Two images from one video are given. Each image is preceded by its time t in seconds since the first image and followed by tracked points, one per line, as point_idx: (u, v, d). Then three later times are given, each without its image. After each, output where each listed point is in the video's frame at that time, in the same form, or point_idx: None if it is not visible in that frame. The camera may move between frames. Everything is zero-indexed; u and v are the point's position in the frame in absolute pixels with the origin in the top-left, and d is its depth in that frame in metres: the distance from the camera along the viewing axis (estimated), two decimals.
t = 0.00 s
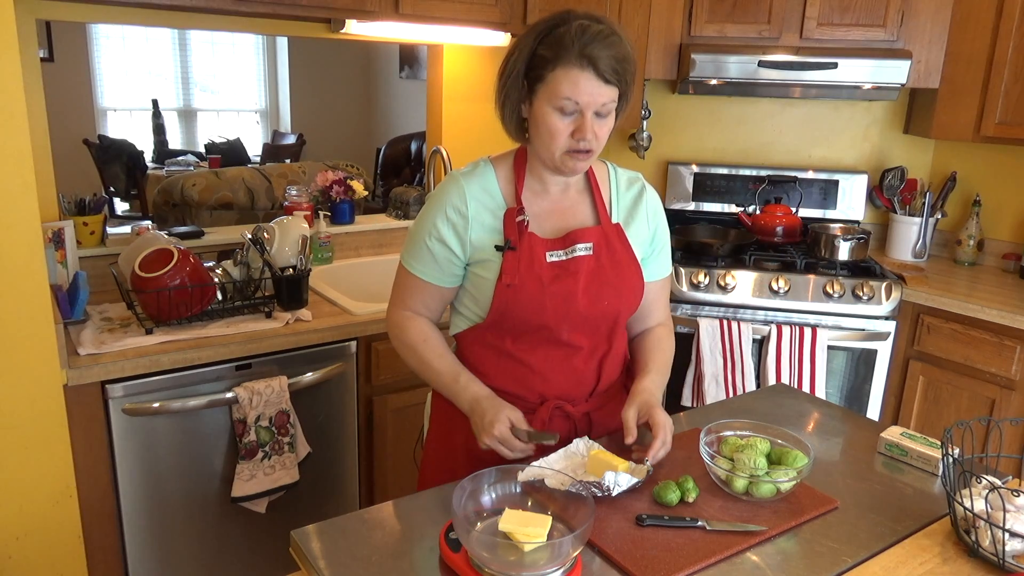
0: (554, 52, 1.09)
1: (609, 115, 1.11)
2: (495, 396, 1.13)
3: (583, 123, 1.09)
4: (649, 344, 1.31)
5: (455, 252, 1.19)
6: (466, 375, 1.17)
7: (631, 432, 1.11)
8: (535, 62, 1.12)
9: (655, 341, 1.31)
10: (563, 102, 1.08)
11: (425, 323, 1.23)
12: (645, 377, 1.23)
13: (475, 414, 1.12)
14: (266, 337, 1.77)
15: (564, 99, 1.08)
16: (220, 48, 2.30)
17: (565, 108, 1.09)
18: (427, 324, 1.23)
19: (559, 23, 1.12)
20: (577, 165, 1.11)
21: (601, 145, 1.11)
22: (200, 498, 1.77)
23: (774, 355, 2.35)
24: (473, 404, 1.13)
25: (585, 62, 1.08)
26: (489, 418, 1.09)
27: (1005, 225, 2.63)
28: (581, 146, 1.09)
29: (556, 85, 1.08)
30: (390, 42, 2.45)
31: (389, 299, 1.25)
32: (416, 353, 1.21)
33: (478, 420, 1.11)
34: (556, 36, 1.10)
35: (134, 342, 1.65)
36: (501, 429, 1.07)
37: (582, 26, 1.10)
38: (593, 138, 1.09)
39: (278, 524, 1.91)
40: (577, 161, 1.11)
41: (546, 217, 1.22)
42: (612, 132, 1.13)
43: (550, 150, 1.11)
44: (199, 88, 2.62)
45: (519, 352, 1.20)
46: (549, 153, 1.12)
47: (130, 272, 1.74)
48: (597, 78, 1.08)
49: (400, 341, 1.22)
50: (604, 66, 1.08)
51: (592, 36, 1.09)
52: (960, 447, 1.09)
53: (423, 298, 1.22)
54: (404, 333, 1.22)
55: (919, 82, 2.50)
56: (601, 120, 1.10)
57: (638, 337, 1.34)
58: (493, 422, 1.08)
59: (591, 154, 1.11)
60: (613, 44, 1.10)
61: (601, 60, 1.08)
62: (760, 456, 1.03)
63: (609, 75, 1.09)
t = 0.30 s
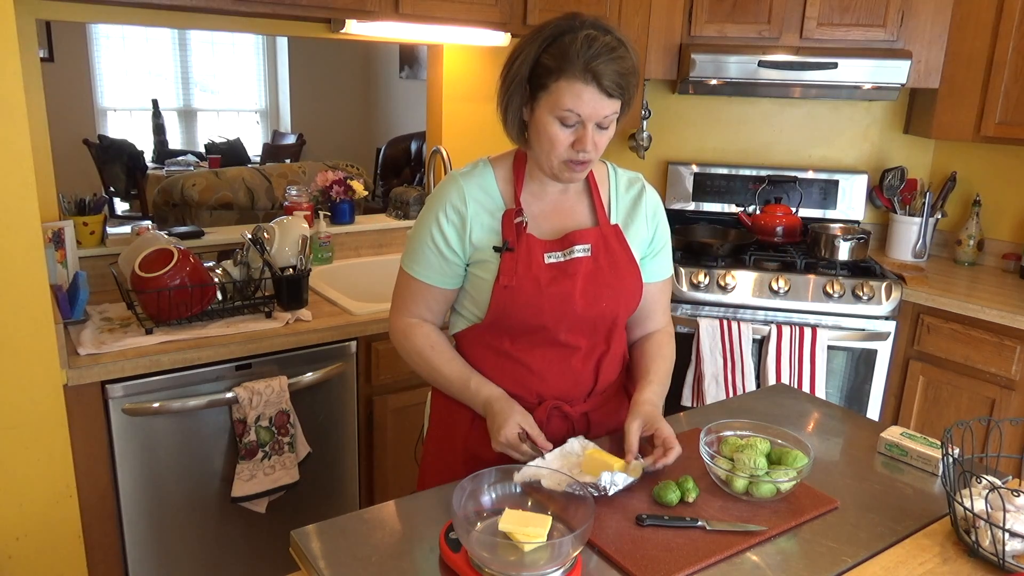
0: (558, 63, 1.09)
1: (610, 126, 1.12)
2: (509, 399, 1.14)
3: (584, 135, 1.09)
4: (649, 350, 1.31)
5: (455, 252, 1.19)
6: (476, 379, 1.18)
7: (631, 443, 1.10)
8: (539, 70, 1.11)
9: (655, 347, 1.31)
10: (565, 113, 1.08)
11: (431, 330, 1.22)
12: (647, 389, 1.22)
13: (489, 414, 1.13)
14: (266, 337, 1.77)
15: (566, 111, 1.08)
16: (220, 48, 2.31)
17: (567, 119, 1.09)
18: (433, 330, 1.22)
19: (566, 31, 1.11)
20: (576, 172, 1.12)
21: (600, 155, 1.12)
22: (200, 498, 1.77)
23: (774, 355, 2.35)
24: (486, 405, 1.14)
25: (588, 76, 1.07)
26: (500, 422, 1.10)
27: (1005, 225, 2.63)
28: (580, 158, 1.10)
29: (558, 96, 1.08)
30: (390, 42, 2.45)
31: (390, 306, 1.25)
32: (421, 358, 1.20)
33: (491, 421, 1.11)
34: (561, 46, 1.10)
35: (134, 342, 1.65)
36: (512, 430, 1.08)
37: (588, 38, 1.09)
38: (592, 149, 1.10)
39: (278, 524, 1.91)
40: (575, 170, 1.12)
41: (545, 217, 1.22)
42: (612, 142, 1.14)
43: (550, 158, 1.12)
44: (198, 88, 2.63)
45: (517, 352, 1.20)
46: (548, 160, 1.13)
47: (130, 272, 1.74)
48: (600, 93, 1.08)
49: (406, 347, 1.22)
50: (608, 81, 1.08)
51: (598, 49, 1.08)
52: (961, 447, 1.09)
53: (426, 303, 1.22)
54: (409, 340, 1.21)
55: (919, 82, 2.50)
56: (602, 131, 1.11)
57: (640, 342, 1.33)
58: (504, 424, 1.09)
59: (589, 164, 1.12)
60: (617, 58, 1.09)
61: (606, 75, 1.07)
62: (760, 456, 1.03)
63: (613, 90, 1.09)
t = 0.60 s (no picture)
0: (559, 64, 1.09)
1: (612, 127, 1.11)
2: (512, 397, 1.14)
3: (586, 136, 1.09)
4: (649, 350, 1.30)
5: (459, 251, 1.19)
6: (480, 379, 1.17)
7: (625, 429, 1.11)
8: (540, 71, 1.12)
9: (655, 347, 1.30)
10: (566, 114, 1.08)
11: (434, 330, 1.22)
12: (645, 384, 1.22)
13: (493, 414, 1.13)
14: (266, 337, 1.77)
15: (567, 112, 1.08)
16: (220, 47, 2.28)
17: (568, 120, 1.09)
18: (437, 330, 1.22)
19: (566, 32, 1.11)
20: (578, 174, 1.12)
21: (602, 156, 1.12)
22: (200, 497, 1.77)
23: (774, 355, 2.35)
24: (490, 405, 1.14)
25: (589, 77, 1.07)
26: (501, 421, 1.09)
27: (1005, 225, 2.63)
28: (582, 159, 1.10)
29: (560, 98, 1.08)
30: (390, 42, 2.44)
31: (393, 307, 1.24)
32: (425, 358, 1.20)
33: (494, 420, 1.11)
34: (562, 46, 1.10)
35: (134, 342, 1.65)
36: (512, 432, 1.07)
37: (589, 38, 1.09)
38: (595, 150, 1.10)
39: (278, 524, 1.91)
40: (577, 172, 1.12)
41: (548, 218, 1.22)
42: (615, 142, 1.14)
43: (552, 159, 1.12)
44: (199, 87, 2.68)
45: (520, 352, 1.20)
46: (551, 162, 1.13)
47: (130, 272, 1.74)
48: (601, 94, 1.08)
49: (409, 348, 1.21)
50: (609, 82, 1.07)
51: (598, 50, 1.08)
52: (961, 447, 1.09)
53: (429, 303, 1.22)
54: (413, 340, 1.21)
55: (919, 82, 2.50)
56: (604, 133, 1.11)
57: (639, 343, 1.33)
58: (505, 424, 1.08)
59: (592, 165, 1.12)
60: (618, 58, 1.09)
61: (606, 76, 1.07)
62: (760, 456, 1.03)
63: (614, 91, 1.08)
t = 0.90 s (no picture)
0: (556, 58, 1.09)
1: (611, 121, 1.11)
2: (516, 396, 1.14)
3: (584, 129, 1.08)
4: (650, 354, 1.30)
5: (461, 250, 1.19)
6: (485, 379, 1.17)
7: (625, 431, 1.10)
8: (538, 67, 1.12)
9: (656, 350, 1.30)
10: (563, 108, 1.08)
11: (437, 329, 1.22)
12: (646, 387, 1.22)
13: (498, 412, 1.12)
14: (266, 337, 1.77)
15: (564, 105, 1.08)
16: (220, 48, 2.30)
17: (566, 114, 1.09)
18: (439, 329, 1.22)
19: (563, 28, 1.11)
20: (578, 169, 1.11)
21: (602, 151, 1.11)
22: (200, 497, 1.77)
23: (774, 355, 2.35)
24: (496, 403, 1.13)
25: (584, 69, 1.07)
26: (508, 419, 1.08)
27: (1005, 226, 2.63)
28: (581, 153, 1.09)
29: (557, 91, 1.08)
30: (390, 41, 2.43)
31: (395, 306, 1.24)
32: (427, 357, 1.20)
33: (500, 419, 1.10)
34: (559, 41, 1.10)
35: (133, 342, 1.65)
36: (517, 430, 1.06)
37: (585, 32, 1.09)
38: (593, 144, 1.09)
39: (277, 524, 1.91)
40: (577, 167, 1.11)
41: (551, 217, 1.21)
42: (614, 137, 1.13)
43: (552, 155, 1.11)
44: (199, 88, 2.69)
45: (521, 352, 1.20)
46: (551, 158, 1.12)
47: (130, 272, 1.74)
48: (598, 87, 1.07)
49: (411, 346, 1.21)
50: (605, 75, 1.07)
51: (594, 43, 1.08)
52: (961, 447, 1.09)
53: (431, 302, 1.22)
54: (415, 339, 1.21)
55: (919, 83, 2.50)
56: (603, 127, 1.10)
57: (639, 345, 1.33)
58: (511, 422, 1.07)
59: (592, 160, 1.11)
60: (615, 52, 1.09)
61: (602, 68, 1.07)
62: (760, 456, 1.03)
63: (611, 84, 1.08)
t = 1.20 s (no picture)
0: (549, 54, 1.10)
1: (607, 116, 1.10)
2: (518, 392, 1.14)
3: (578, 124, 1.08)
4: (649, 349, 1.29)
5: (462, 250, 1.19)
6: (485, 375, 1.16)
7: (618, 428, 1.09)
8: (533, 64, 1.13)
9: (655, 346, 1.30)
10: (557, 103, 1.08)
11: (437, 328, 1.22)
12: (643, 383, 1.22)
13: (499, 409, 1.11)
14: (266, 337, 1.77)
15: (557, 100, 1.08)
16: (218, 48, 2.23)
17: (560, 109, 1.09)
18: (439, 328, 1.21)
19: (556, 24, 1.12)
20: (575, 165, 1.10)
21: (598, 147, 1.10)
22: (200, 497, 1.77)
23: (774, 355, 2.35)
24: (496, 400, 1.13)
25: (576, 63, 1.07)
26: (508, 415, 1.07)
27: (1005, 225, 2.63)
28: (576, 148, 1.09)
29: (550, 87, 1.08)
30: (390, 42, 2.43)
31: (395, 305, 1.24)
32: (428, 356, 1.19)
33: (500, 416, 1.09)
34: (551, 38, 1.10)
35: (133, 342, 1.65)
36: (518, 427, 1.05)
37: (576, 27, 1.10)
38: (588, 139, 1.08)
39: (277, 525, 1.91)
40: (574, 163, 1.10)
41: (552, 217, 1.21)
42: (612, 133, 1.12)
43: (548, 152, 1.11)
44: (200, 86, 2.68)
45: (522, 352, 1.20)
46: (548, 155, 1.12)
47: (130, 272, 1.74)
48: (590, 80, 1.07)
49: (412, 345, 1.21)
50: (597, 68, 1.07)
51: (585, 37, 1.08)
52: (961, 447, 1.09)
53: (432, 302, 1.22)
54: (416, 339, 1.20)
55: (919, 83, 2.50)
56: (598, 122, 1.09)
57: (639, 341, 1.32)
58: (511, 419, 1.06)
59: (589, 155, 1.10)
60: (608, 45, 1.09)
61: (593, 61, 1.07)
62: (760, 456, 1.03)
63: (603, 77, 1.07)
